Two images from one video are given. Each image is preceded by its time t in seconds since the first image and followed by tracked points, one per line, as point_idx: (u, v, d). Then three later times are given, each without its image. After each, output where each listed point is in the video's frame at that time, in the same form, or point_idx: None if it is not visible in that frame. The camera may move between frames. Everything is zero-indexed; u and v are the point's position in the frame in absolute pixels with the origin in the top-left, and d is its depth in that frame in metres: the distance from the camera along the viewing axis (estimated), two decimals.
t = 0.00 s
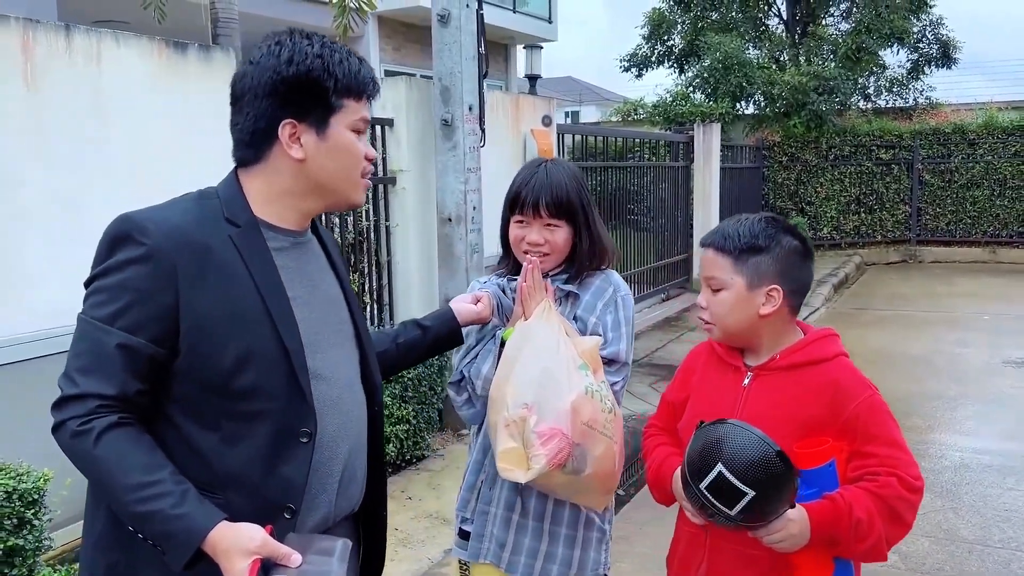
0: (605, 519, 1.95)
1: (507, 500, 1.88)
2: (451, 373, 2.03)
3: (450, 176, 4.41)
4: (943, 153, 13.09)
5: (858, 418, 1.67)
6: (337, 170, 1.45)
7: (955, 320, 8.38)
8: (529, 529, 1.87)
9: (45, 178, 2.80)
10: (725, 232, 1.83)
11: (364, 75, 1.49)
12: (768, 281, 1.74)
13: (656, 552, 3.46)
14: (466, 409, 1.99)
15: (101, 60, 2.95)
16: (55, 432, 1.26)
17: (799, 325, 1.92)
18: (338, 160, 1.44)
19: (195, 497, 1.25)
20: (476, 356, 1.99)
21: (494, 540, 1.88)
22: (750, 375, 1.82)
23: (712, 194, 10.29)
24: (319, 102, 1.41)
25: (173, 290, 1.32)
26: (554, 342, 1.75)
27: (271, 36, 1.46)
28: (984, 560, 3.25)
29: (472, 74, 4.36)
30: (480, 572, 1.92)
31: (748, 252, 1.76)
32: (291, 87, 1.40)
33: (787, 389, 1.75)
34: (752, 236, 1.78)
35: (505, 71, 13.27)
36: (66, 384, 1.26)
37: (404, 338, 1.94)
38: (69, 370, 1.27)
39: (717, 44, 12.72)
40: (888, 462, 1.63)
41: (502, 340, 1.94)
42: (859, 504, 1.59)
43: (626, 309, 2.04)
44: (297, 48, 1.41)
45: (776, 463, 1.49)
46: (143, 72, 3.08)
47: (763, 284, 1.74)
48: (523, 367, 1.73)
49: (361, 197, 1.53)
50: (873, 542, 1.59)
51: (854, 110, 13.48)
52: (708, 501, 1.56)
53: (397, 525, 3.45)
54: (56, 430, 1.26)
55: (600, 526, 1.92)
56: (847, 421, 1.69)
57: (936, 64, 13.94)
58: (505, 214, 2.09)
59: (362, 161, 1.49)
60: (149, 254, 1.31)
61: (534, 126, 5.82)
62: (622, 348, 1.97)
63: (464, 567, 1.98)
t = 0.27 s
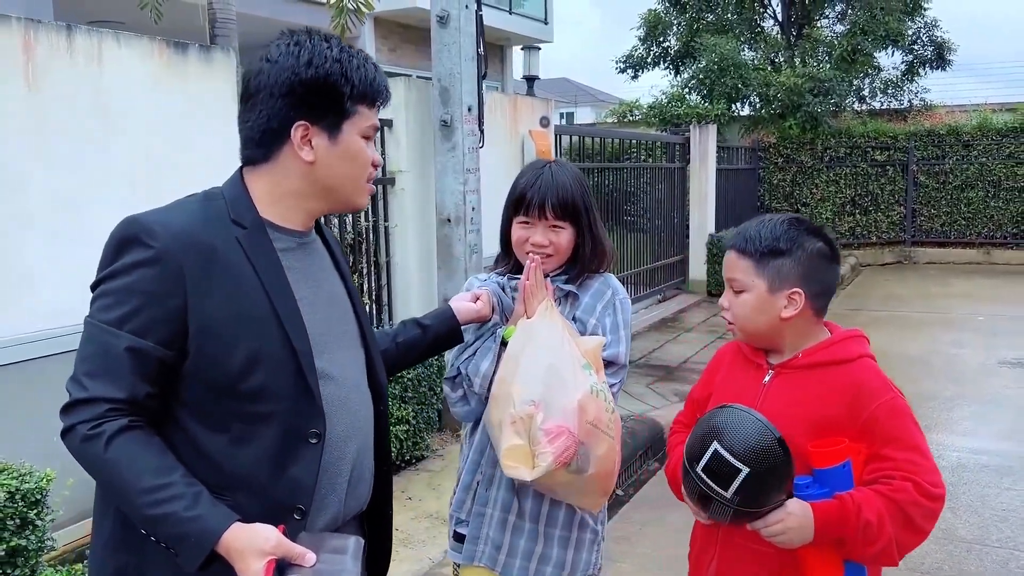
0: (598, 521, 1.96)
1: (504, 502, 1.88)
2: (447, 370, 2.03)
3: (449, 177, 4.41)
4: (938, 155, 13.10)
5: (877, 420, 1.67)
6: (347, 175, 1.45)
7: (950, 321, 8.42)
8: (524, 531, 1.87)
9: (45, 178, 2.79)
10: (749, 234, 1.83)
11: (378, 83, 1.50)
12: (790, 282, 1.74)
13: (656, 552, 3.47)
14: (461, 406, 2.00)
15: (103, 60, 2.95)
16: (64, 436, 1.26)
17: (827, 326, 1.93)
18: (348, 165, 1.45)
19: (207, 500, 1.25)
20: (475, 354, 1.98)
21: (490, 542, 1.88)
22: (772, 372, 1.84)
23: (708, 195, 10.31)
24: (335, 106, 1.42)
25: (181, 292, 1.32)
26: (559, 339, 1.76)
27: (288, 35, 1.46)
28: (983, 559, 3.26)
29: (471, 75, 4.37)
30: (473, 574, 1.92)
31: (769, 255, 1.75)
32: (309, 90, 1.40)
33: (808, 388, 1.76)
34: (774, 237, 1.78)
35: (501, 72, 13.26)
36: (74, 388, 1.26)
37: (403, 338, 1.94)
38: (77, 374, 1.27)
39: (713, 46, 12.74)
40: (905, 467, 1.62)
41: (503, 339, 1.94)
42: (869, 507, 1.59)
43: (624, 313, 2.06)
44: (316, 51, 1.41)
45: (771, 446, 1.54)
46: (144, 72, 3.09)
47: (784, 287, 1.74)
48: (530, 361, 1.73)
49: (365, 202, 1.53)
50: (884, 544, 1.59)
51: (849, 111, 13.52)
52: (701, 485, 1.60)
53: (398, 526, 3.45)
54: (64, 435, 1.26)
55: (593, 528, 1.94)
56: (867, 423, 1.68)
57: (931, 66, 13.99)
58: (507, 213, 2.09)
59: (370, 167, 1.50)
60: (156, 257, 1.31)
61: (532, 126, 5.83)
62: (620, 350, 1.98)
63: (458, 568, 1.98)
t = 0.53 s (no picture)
0: (601, 517, 1.98)
1: (508, 499, 1.89)
2: (450, 372, 2.05)
3: (446, 178, 4.43)
4: (932, 156, 13.07)
5: (893, 434, 1.64)
6: (345, 176, 1.46)
7: (944, 321, 8.46)
8: (529, 528, 1.88)
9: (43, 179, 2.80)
10: (769, 238, 1.81)
11: (375, 82, 1.51)
12: (814, 288, 1.71)
13: (652, 552, 3.48)
14: (467, 408, 2.01)
15: (102, 60, 2.95)
16: (64, 440, 1.27)
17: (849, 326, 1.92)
18: (346, 165, 1.46)
19: (208, 500, 1.26)
20: (480, 356, 2.00)
21: (494, 539, 1.89)
22: (792, 378, 1.81)
23: (703, 196, 10.35)
24: (329, 106, 1.43)
25: (181, 295, 1.33)
26: (562, 338, 1.78)
27: (283, 35, 1.47)
28: (977, 558, 3.29)
29: (467, 76, 4.38)
30: (477, 572, 1.93)
31: (791, 260, 1.73)
32: (304, 90, 1.40)
33: (825, 396, 1.74)
34: (797, 242, 1.76)
35: (497, 73, 13.27)
36: (74, 390, 1.27)
37: (404, 335, 1.95)
38: (77, 377, 1.27)
39: (708, 47, 12.77)
40: (918, 484, 1.60)
41: (506, 340, 1.95)
42: (877, 523, 1.58)
43: (624, 311, 2.07)
44: (311, 50, 1.42)
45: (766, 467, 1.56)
46: (142, 73, 3.10)
47: (809, 292, 1.72)
48: (535, 362, 1.74)
49: (362, 202, 1.54)
50: (890, 561, 1.59)
51: (844, 113, 13.56)
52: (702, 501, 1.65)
53: (395, 526, 3.46)
54: (66, 437, 1.26)
55: (597, 524, 1.95)
56: (882, 436, 1.66)
57: (925, 68, 14.03)
58: (507, 214, 2.10)
59: (367, 166, 1.51)
60: (155, 259, 1.32)
61: (528, 127, 5.85)
62: (622, 348, 2.00)
63: (461, 566, 1.99)
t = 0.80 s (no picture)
0: (598, 513, 2.00)
1: (504, 494, 1.91)
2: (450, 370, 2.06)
3: (439, 179, 4.44)
4: (923, 158, 13.14)
5: (885, 448, 1.57)
6: (337, 178, 1.48)
7: (935, 322, 8.51)
8: (525, 523, 1.90)
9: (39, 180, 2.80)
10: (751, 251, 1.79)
11: (369, 84, 1.52)
12: (786, 300, 1.68)
13: (644, 551, 3.50)
14: (465, 405, 2.03)
15: (96, 61, 2.96)
16: (60, 440, 1.28)
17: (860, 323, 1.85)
18: (337, 167, 1.47)
19: (202, 501, 1.27)
20: (476, 355, 2.02)
21: (492, 533, 1.91)
22: (796, 386, 1.77)
23: (696, 197, 10.39)
24: (321, 109, 1.44)
25: (175, 297, 1.34)
26: (549, 341, 1.79)
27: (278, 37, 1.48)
28: (966, 557, 3.32)
29: (461, 77, 4.39)
30: (478, 564, 1.95)
31: (765, 273, 1.71)
32: (296, 92, 1.42)
33: (821, 406, 1.69)
34: (763, 257, 1.74)
35: (490, 73, 13.30)
36: (69, 392, 1.28)
37: (402, 332, 1.97)
38: (73, 379, 1.28)
39: (701, 49, 12.82)
40: (912, 501, 1.53)
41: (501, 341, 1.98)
42: (865, 540, 1.53)
43: (623, 312, 2.08)
44: (305, 52, 1.43)
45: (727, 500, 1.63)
46: (137, 74, 3.11)
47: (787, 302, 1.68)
48: (520, 367, 1.76)
49: (356, 203, 1.56)
50: None
51: (835, 114, 13.62)
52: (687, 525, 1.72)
53: (389, 525, 3.47)
54: (61, 438, 1.27)
55: (593, 520, 1.98)
56: (876, 449, 1.59)
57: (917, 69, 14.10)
58: (502, 219, 2.12)
59: (360, 167, 1.52)
60: (148, 262, 1.33)
61: (522, 128, 5.87)
62: (619, 348, 2.01)
63: (463, 560, 2.01)
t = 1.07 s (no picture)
0: (573, 516, 2.01)
1: (479, 493, 1.93)
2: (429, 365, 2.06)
3: (431, 179, 4.45)
4: (913, 159, 13.20)
5: (828, 410, 1.64)
6: (325, 178, 1.49)
7: (924, 322, 8.56)
8: (498, 523, 1.91)
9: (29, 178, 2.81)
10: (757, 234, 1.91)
11: (359, 87, 1.53)
12: (747, 273, 1.87)
13: (633, 550, 3.51)
14: (441, 402, 2.03)
15: (86, 60, 2.96)
16: (49, 440, 1.28)
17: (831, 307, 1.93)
18: (327, 168, 1.48)
19: (194, 499, 1.28)
20: (456, 352, 2.04)
21: (465, 532, 1.93)
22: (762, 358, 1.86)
23: (687, 198, 10.42)
24: (313, 112, 1.45)
25: (164, 298, 1.34)
26: (527, 336, 1.81)
27: (266, 36, 1.49)
28: (953, 554, 3.35)
29: (452, 77, 4.40)
30: (452, 564, 1.97)
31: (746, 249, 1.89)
32: (288, 94, 1.43)
33: (777, 375, 1.76)
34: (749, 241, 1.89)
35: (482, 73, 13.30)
36: (59, 392, 1.28)
37: (387, 332, 1.97)
38: (63, 379, 1.29)
39: (692, 50, 12.86)
40: (854, 458, 1.59)
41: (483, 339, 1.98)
42: (812, 499, 1.61)
43: (603, 316, 2.10)
44: (298, 54, 1.44)
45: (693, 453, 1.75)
46: (128, 73, 3.11)
47: (751, 278, 1.85)
48: (496, 360, 1.78)
49: (345, 204, 1.56)
50: (828, 536, 1.61)
51: (825, 115, 13.67)
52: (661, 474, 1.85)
53: (379, 524, 3.48)
54: (52, 438, 1.27)
55: (569, 522, 1.98)
56: (821, 412, 1.65)
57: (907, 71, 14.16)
58: (485, 220, 2.14)
59: (351, 169, 1.53)
60: (137, 263, 1.33)
61: (513, 129, 5.88)
62: (597, 350, 2.02)
63: (437, 560, 2.01)
